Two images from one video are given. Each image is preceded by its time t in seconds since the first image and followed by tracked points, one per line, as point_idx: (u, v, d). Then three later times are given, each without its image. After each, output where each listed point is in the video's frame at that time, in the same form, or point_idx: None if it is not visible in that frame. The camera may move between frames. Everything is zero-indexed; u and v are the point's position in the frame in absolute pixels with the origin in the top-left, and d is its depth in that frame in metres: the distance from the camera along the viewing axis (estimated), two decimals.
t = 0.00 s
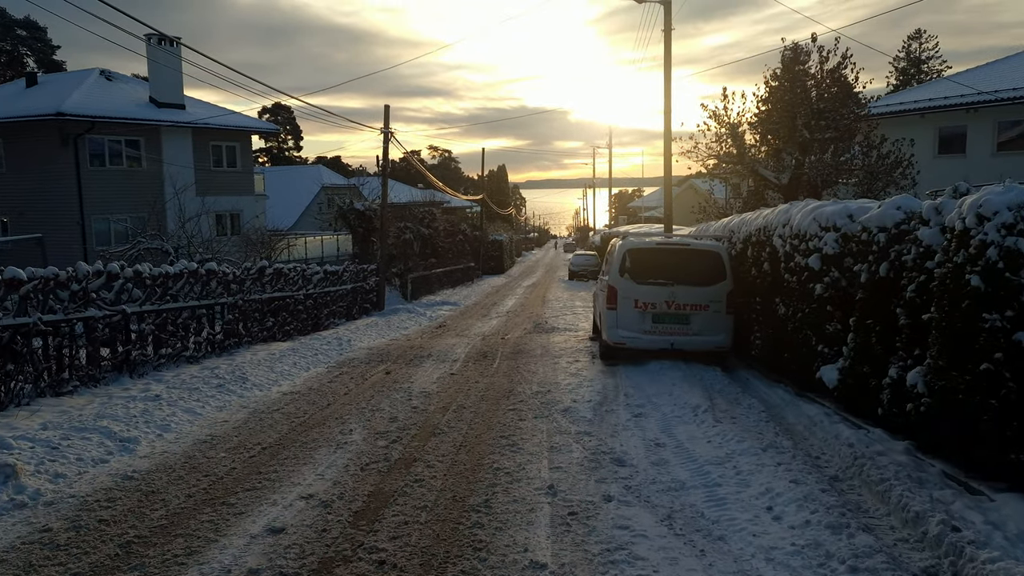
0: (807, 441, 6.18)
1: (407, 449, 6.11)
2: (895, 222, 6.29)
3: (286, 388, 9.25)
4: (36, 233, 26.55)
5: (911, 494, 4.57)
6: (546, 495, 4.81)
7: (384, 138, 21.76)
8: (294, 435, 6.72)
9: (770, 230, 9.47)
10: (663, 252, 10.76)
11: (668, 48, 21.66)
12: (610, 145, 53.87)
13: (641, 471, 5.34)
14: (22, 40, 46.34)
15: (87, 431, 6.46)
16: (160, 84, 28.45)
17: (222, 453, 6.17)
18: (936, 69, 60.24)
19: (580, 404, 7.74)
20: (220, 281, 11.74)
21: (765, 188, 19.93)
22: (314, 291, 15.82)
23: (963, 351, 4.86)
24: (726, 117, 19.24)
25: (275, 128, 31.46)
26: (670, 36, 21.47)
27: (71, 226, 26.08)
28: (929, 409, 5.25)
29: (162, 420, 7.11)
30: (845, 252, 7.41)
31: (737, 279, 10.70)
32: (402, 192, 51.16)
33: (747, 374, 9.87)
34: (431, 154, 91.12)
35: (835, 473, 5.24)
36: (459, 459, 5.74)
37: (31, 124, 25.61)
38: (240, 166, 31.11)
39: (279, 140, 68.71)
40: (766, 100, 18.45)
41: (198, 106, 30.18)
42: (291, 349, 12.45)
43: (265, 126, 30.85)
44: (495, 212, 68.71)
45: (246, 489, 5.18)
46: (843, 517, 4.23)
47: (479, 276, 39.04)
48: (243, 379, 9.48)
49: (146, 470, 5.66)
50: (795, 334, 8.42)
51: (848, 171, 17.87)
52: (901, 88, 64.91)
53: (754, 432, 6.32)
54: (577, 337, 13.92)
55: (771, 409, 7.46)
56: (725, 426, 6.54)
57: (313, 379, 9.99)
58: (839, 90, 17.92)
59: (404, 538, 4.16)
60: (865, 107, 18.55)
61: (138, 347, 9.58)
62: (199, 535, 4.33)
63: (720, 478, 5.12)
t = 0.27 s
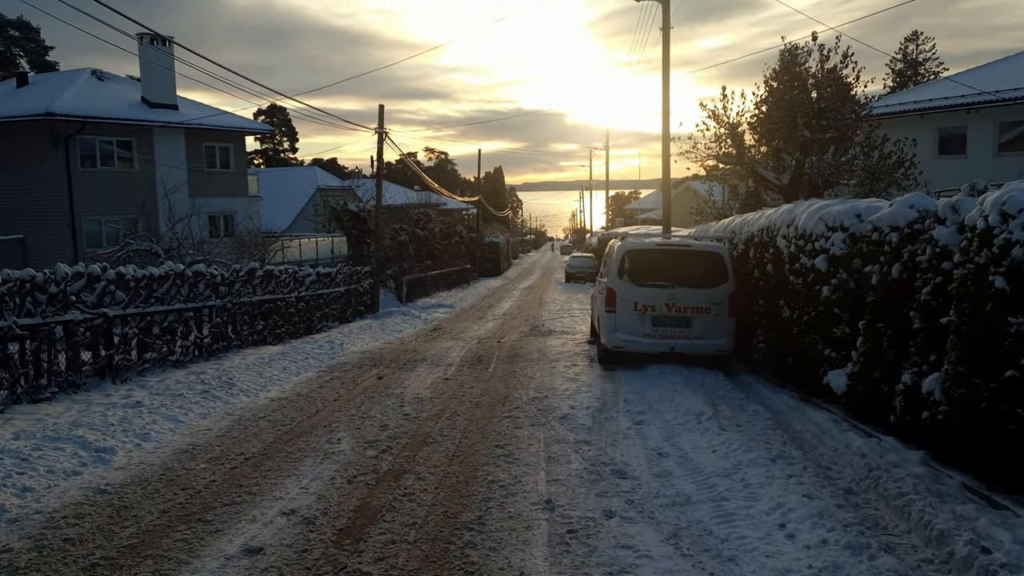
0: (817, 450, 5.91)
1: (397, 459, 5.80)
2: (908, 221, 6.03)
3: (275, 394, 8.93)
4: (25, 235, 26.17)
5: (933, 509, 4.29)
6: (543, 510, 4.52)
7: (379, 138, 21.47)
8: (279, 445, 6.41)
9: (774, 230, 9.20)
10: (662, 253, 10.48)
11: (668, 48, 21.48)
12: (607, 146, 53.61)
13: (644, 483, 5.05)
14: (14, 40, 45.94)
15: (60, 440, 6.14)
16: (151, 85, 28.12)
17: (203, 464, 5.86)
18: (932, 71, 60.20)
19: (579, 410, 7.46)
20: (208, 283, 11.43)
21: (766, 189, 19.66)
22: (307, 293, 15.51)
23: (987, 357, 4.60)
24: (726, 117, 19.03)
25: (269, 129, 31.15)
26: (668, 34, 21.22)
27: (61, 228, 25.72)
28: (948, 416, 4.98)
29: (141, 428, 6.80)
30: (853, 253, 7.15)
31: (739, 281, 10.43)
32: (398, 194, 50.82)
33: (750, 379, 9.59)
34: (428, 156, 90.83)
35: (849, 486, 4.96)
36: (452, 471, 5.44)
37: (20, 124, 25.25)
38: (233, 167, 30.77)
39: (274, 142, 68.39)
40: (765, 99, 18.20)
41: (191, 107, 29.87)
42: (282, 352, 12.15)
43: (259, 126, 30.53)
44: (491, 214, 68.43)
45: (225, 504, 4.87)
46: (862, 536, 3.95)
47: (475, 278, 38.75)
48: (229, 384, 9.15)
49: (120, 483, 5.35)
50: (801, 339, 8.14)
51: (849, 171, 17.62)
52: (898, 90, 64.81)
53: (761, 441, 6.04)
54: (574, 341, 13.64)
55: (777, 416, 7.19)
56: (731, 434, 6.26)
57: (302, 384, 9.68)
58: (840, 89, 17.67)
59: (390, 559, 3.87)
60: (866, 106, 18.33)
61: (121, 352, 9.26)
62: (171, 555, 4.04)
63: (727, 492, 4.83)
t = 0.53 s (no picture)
0: (831, 462, 5.62)
1: (390, 473, 5.51)
2: (925, 221, 5.75)
3: (265, 400, 8.62)
4: (20, 236, 25.89)
5: (963, 532, 4.00)
6: (543, 531, 4.23)
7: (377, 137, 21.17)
8: (267, 456, 6.10)
9: (782, 231, 8.90)
10: (666, 254, 10.18)
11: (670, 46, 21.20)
12: (607, 147, 53.29)
13: (650, 500, 4.75)
14: (11, 40, 45.63)
15: (35, 453, 5.84)
16: (147, 84, 27.83)
17: (185, 478, 5.56)
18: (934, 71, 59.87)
19: (580, 418, 7.16)
20: (199, 285, 11.13)
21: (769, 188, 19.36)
22: (302, 295, 15.21)
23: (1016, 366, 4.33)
24: (728, 116, 18.74)
25: (266, 128, 30.85)
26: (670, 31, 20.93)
27: (55, 229, 25.43)
28: (973, 428, 4.70)
29: (122, 439, 6.50)
30: (866, 254, 6.86)
31: (745, 283, 10.14)
32: (397, 195, 50.53)
33: (756, 384, 9.30)
34: (427, 156, 90.52)
35: (867, 503, 4.67)
36: (447, 486, 5.14)
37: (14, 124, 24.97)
38: (230, 167, 30.48)
39: (273, 143, 68.11)
40: (769, 96, 17.89)
41: (187, 107, 29.58)
42: (276, 356, 11.85)
43: (256, 126, 30.24)
44: (491, 214, 68.13)
45: (205, 524, 4.58)
46: (887, 562, 3.67)
47: (474, 279, 38.45)
48: (219, 391, 8.84)
49: (96, 500, 5.05)
50: (811, 343, 7.84)
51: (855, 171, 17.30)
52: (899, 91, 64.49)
53: (772, 453, 5.76)
54: (575, 344, 13.34)
55: (787, 425, 6.90)
56: (740, 446, 5.97)
57: (295, 389, 9.38)
58: (845, 87, 17.36)
59: None
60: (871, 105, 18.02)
61: (107, 357, 8.96)
62: None
63: (740, 510, 4.54)
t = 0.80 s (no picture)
0: (848, 472, 5.33)
1: (382, 484, 5.21)
2: (948, 218, 5.46)
3: (257, 405, 8.33)
4: (15, 236, 25.63)
5: (1000, 551, 3.71)
6: (546, 549, 3.94)
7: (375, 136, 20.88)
8: (254, 465, 5.81)
9: (792, 229, 8.60)
10: (671, 254, 9.88)
11: (673, 43, 20.93)
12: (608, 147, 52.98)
13: (659, 514, 4.46)
14: (10, 40, 45.41)
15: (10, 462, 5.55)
16: (144, 83, 27.57)
17: (167, 489, 5.26)
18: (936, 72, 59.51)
19: (583, 424, 6.87)
20: (192, 286, 10.84)
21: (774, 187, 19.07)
22: (299, 296, 14.93)
23: None
24: (733, 113, 18.46)
25: (265, 128, 30.58)
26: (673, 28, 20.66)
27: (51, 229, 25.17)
28: (1003, 437, 4.41)
29: (103, 446, 6.21)
30: (882, 254, 6.57)
31: (752, 284, 9.84)
32: (397, 195, 50.26)
33: (765, 388, 9.01)
34: (428, 157, 90.25)
35: (891, 517, 4.38)
36: (443, 498, 4.84)
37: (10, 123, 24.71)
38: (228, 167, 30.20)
39: (273, 144, 67.88)
40: (774, 94, 17.58)
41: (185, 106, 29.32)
42: (271, 359, 11.56)
43: (254, 125, 29.97)
44: (491, 215, 67.83)
45: (184, 539, 4.29)
46: None
47: (474, 280, 38.17)
48: (209, 394, 8.55)
49: (70, 513, 4.76)
50: (822, 346, 7.55)
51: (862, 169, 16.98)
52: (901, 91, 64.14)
53: (786, 463, 5.47)
54: (577, 346, 13.04)
55: (800, 431, 6.59)
56: (751, 454, 5.68)
57: (288, 393, 9.08)
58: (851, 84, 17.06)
59: None
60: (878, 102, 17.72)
61: (93, 360, 8.68)
62: None
63: (755, 525, 4.25)
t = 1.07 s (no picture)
0: (865, 487, 5.05)
1: (373, 500, 4.93)
2: (970, 218, 5.19)
3: (247, 412, 8.05)
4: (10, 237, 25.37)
5: None
6: None
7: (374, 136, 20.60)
8: (239, 479, 5.52)
9: (800, 230, 8.31)
10: (675, 255, 9.59)
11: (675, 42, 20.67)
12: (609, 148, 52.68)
13: (665, 535, 4.17)
14: (7, 40, 45.18)
15: None
16: (141, 83, 27.31)
17: (145, 505, 4.98)
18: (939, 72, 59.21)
19: (585, 434, 6.59)
20: (182, 288, 10.56)
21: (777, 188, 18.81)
22: (295, 298, 14.66)
23: None
24: (736, 113, 18.18)
25: (262, 128, 30.32)
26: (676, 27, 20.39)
27: (46, 230, 24.91)
28: None
29: (82, 458, 5.93)
30: (897, 256, 6.29)
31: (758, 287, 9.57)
32: (397, 196, 49.99)
33: (772, 394, 8.73)
34: (428, 158, 89.99)
35: (914, 538, 4.09)
36: (436, 516, 4.56)
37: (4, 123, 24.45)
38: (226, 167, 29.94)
39: (272, 145, 67.61)
40: (778, 93, 17.29)
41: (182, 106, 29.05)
42: (264, 363, 11.28)
43: (252, 126, 29.70)
44: (492, 216, 67.54)
45: (158, 563, 4.00)
46: None
47: (474, 282, 37.89)
48: (197, 401, 8.27)
49: (40, 532, 4.47)
50: (833, 352, 7.26)
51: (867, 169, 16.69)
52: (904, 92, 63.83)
53: (799, 477, 5.18)
54: (578, 350, 12.75)
55: (811, 442, 6.31)
56: (762, 467, 5.39)
57: (280, 400, 8.79)
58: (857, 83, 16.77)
59: None
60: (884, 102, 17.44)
61: (78, 366, 8.41)
62: None
63: (769, 548, 3.97)
